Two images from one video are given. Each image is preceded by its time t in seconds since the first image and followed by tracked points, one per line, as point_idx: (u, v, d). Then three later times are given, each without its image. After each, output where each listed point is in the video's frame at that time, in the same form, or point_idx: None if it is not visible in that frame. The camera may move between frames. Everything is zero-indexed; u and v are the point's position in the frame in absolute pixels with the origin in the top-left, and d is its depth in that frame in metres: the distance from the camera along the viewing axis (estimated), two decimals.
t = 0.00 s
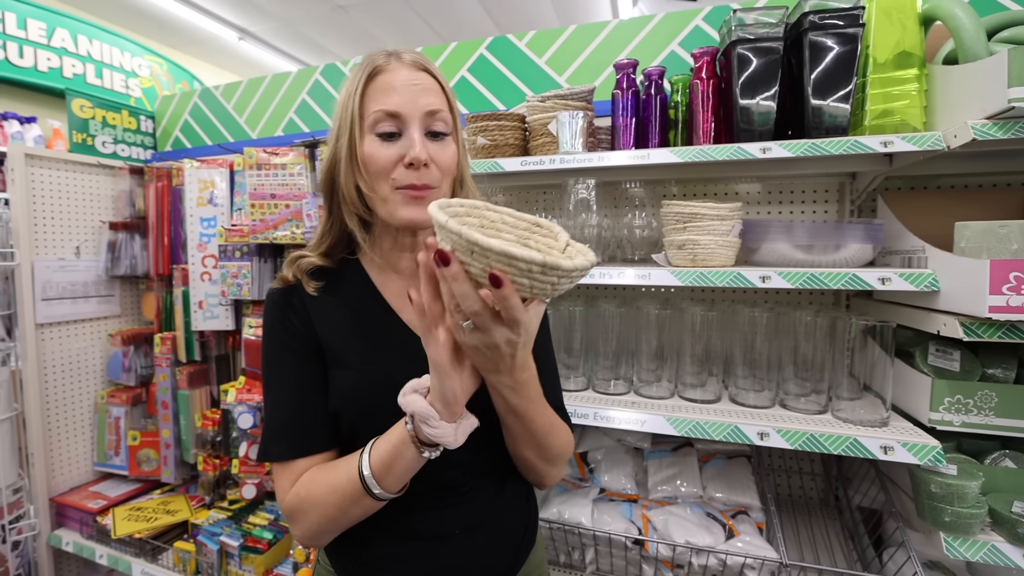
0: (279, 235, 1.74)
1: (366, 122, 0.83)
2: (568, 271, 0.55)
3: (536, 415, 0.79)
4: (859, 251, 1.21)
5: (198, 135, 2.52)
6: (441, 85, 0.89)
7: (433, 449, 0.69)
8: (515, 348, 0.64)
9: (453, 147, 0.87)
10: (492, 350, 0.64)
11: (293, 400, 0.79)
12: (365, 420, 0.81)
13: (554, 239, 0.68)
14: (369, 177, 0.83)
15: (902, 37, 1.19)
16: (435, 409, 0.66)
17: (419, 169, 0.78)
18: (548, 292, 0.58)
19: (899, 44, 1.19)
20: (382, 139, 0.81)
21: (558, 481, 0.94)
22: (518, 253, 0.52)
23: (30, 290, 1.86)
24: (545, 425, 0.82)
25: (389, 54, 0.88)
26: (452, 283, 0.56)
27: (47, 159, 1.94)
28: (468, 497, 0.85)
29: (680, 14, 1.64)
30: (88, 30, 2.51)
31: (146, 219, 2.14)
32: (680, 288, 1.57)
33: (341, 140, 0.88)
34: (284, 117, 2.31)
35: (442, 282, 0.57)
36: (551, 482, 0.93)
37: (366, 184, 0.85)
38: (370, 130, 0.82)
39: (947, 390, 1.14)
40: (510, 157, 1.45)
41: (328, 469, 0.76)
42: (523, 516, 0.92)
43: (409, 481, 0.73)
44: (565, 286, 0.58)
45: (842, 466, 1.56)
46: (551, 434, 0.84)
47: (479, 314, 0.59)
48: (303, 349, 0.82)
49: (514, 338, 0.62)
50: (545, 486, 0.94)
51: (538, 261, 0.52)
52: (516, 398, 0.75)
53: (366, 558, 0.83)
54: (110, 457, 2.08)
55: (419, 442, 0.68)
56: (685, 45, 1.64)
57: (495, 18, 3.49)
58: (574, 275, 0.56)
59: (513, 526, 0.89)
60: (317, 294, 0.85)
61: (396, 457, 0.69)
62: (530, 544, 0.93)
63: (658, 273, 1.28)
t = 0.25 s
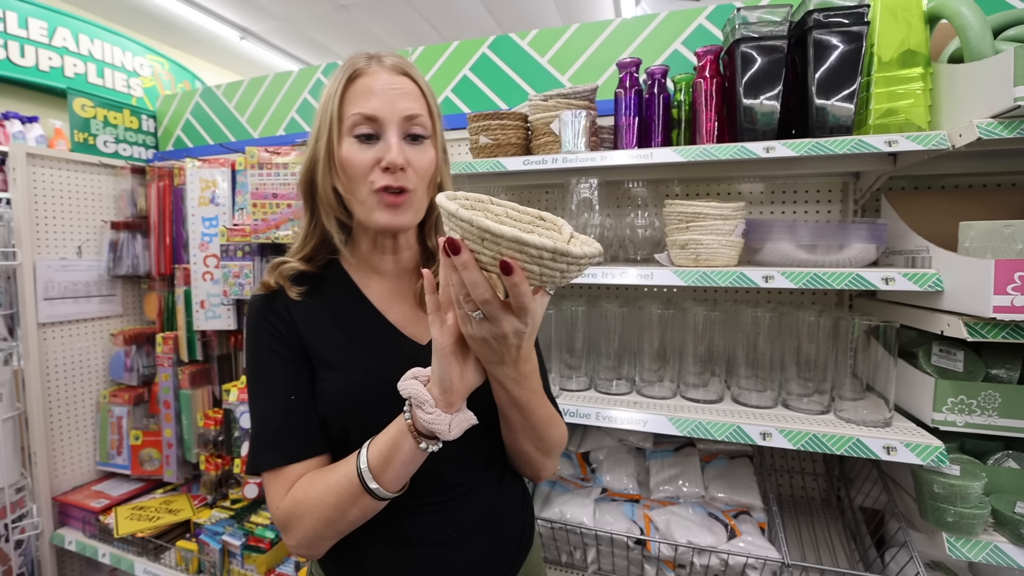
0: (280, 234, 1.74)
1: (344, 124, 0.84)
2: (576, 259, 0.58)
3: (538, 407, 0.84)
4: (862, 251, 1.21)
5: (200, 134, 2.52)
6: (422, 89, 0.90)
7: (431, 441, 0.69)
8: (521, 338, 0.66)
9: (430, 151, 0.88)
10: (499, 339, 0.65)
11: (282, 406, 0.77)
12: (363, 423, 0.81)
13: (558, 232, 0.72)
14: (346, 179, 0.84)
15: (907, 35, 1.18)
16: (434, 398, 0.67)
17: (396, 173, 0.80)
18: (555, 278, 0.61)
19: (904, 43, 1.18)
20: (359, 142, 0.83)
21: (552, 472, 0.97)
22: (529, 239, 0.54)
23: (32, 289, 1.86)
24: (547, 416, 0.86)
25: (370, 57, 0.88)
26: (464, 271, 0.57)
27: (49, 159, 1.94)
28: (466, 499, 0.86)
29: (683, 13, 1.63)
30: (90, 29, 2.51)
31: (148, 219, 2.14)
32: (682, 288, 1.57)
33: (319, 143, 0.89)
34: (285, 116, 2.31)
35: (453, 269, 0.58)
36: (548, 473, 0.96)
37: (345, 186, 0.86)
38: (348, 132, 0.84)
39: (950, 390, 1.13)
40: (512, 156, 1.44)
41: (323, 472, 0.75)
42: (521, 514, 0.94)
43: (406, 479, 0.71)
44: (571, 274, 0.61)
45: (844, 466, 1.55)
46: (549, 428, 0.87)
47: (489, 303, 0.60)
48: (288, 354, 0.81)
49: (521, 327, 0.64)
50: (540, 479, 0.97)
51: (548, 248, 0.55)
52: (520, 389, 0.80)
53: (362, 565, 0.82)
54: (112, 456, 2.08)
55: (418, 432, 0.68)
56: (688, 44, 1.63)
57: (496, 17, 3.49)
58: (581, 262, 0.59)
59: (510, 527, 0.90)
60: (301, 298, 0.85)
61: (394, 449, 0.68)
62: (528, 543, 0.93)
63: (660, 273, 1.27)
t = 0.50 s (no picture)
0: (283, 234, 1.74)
1: (326, 130, 0.84)
2: (556, 250, 0.58)
3: (529, 403, 0.84)
4: (867, 251, 1.20)
5: (203, 134, 2.53)
6: (404, 95, 0.88)
7: (425, 440, 0.68)
8: (507, 333, 0.67)
9: (412, 158, 0.86)
10: (484, 335, 0.66)
11: (271, 412, 0.76)
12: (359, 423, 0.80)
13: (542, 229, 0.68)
14: (326, 185, 0.84)
15: (912, 34, 1.18)
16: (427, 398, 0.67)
17: (370, 182, 0.79)
18: (537, 270, 0.60)
19: (909, 42, 1.18)
20: (338, 148, 0.82)
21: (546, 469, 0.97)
22: (507, 231, 0.54)
23: (35, 289, 1.86)
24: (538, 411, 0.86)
25: (355, 65, 0.87)
26: (447, 265, 0.59)
27: (53, 159, 1.94)
28: (464, 501, 0.85)
29: (686, 13, 1.63)
30: (93, 30, 2.51)
31: (151, 219, 2.15)
32: (686, 288, 1.57)
33: (303, 151, 0.90)
34: (288, 117, 2.31)
35: (437, 265, 0.60)
36: (541, 469, 0.96)
37: (325, 192, 0.86)
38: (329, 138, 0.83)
39: (955, 392, 1.13)
40: (515, 156, 1.44)
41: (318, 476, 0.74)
42: (518, 513, 0.95)
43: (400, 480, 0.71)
44: (554, 266, 0.61)
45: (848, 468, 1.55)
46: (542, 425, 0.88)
47: (473, 298, 0.62)
48: (275, 360, 0.80)
49: (507, 322, 0.65)
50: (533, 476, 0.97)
51: (527, 240, 0.55)
52: (509, 385, 0.79)
53: (358, 571, 0.80)
54: (114, 455, 2.08)
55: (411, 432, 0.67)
56: (692, 44, 1.63)
57: (498, 18, 3.49)
58: (562, 253, 0.59)
59: (508, 529, 0.90)
60: (287, 303, 0.84)
61: (388, 450, 0.68)
62: (525, 546, 0.94)
63: (664, 273, 1.27)
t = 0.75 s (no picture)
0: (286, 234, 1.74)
1: (321, 131, 0.84)
2: (551, 242, 0.60)
3: (528, 401, 0.84)
4: (872, 251, 1.19)
5: (205, 135, 2.53)
6: (400, 96, 0.89)
7: (428, 440, 0.69)
8: (506, 329, 0.67)
9: (407, 156, 0.86)
10: (483, 330, 0.66)
11: (270, 414, 0.75)
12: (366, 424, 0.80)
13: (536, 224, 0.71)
14: (321, 185, 0.84)
15: (918, 33, 1.16)
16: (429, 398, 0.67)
17: (366, 179, 0.79)
18: (532, 263, 0.61)
19: (915, 40, 1.17)
20: (333, 148, 0.82)
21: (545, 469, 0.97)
22: (502, 225, 0.55)
23: (39, 289, 1.87)
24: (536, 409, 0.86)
25: (349, 67, 0.87)
26: (444, 262, 0.59)
27: (57, 160, 1.95)
28: (468, 501, 0.85)
29: (690, 12, 1.62)
30: (96, 30, 2.51)
31: (154, 219, 2.15)
32: (689, 288, 1.56)
33: (297, 153, 0.90)
34: (290, 117, 2.31)
35: (433, 262, 0.60)
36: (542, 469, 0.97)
37: (321, 192, 0.85)
38: (324, 138, 0.83)
39: (962, 393, 1.12)
40: (518, 156, 1.43)
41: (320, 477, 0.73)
42: (521, 513, 0.94)
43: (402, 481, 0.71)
44: (549, 258, 0.62)
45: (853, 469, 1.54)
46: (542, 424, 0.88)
47: (471, 293, 0.61)
48: (273, 363, 0.79)
49: (505, 317, 0.65)
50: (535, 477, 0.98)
51: (523, 232, 0.56)
52: (507, 381, 0.79)
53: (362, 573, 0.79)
54: (117, 455, 2.08)
55: (414, 433, 0.68)
56: (695, 43, 1.62)
57: (501, 18, 3.49)
58: (556, 245, 0.60)
59: (512, 528, 0.90)
60: (285, 306, 0.84)
61: (390, 450, 0.68)
62: (530, 545, 0.94)
63: (667, 273, 1.26)
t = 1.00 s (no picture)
0: (288, 235, 1.74)
1: (333, 123, 0.84)
2: (582, 231, 0.66)
3: (537, 398, 0.82)
4: (875, 252, 1.19)
5: (207, 135, 2.53)
6: (412, 87, 0.89)
7: (440, 439, 0.68)
8: (530, 321, 0.70)
9: (420, 146, 0.86)
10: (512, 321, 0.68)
11: (283, 411, 0.75)
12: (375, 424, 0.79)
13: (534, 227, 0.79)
14: (334, 177, 0.84)
15: (920, 34, 1.16)
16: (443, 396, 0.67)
17: (379, 168, 0.77)
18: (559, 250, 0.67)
19: (917, 41, 1.17)
20: (346, 138, 0.82)
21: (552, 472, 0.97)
22: (548, 214, 0.59)
23: (40, 290, 1.86)
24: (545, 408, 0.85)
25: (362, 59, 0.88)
26: (487, 253, 0.61)
27: (57, 160, 1.94)
28: (476, 500, 0.85)
29: (692, 13, 1.63)
30: (98, 31, 2.51)
31: (155, 220, 2.15)
32: (692, 289, 1.56)
33: (310, 147, 0.90)
34: (292, 117, 2.31)
35: (475, 254, 0.62)
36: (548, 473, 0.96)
37: (333, 185, 0.85)
38: (337, 130, 0.83)
39: (965, 394, 1.12)
40: (519, 156, 1.43)
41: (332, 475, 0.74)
42: (529, 514, 0.94)
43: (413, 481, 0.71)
44: (571, 247, 0.68)
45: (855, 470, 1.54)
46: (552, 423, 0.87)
47: (507, 284, 0.64)
48: (286, 360, 0.79)
49: (533, 310, 0.69)
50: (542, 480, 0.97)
51: (565, 220, 0.61)
52: (520, 378, 0.79)
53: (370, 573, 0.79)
54: (118, 456, 2.08)
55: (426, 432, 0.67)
56: (696, 44, 1.62)
57: (502, 19, 3.49)
58: (581, 233, 0.66)
59: (520, 528, 0.90)
60: (298, 302, 0.84)
61: (402, 449, 0.68)
62: (536, 545, 0.94)
63: (670, 274, 1.26)
